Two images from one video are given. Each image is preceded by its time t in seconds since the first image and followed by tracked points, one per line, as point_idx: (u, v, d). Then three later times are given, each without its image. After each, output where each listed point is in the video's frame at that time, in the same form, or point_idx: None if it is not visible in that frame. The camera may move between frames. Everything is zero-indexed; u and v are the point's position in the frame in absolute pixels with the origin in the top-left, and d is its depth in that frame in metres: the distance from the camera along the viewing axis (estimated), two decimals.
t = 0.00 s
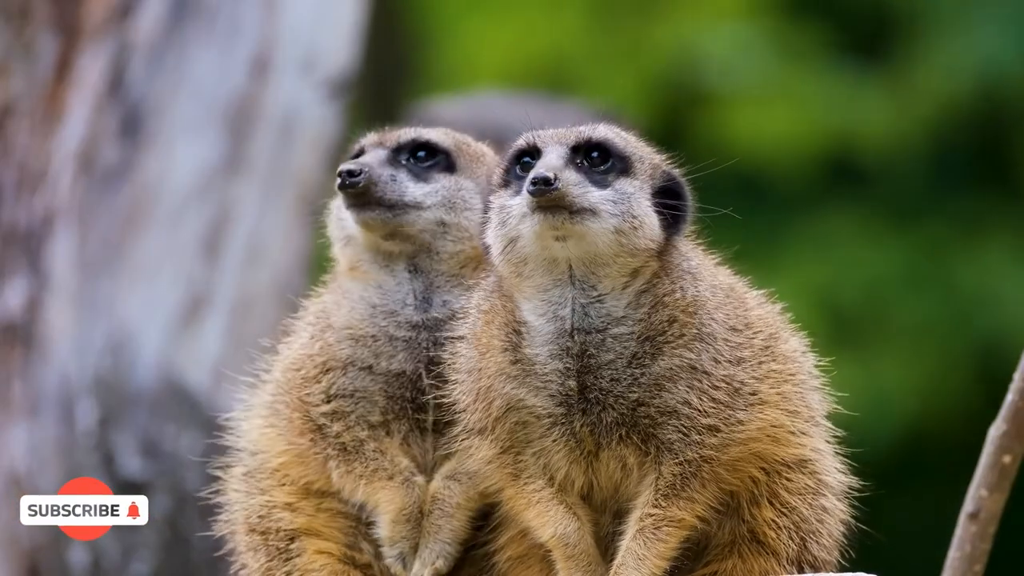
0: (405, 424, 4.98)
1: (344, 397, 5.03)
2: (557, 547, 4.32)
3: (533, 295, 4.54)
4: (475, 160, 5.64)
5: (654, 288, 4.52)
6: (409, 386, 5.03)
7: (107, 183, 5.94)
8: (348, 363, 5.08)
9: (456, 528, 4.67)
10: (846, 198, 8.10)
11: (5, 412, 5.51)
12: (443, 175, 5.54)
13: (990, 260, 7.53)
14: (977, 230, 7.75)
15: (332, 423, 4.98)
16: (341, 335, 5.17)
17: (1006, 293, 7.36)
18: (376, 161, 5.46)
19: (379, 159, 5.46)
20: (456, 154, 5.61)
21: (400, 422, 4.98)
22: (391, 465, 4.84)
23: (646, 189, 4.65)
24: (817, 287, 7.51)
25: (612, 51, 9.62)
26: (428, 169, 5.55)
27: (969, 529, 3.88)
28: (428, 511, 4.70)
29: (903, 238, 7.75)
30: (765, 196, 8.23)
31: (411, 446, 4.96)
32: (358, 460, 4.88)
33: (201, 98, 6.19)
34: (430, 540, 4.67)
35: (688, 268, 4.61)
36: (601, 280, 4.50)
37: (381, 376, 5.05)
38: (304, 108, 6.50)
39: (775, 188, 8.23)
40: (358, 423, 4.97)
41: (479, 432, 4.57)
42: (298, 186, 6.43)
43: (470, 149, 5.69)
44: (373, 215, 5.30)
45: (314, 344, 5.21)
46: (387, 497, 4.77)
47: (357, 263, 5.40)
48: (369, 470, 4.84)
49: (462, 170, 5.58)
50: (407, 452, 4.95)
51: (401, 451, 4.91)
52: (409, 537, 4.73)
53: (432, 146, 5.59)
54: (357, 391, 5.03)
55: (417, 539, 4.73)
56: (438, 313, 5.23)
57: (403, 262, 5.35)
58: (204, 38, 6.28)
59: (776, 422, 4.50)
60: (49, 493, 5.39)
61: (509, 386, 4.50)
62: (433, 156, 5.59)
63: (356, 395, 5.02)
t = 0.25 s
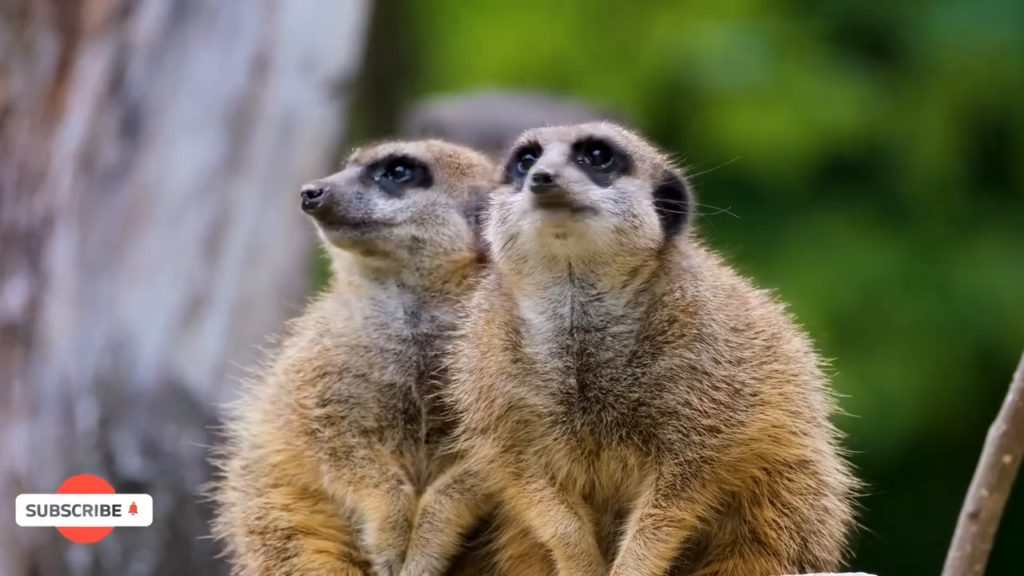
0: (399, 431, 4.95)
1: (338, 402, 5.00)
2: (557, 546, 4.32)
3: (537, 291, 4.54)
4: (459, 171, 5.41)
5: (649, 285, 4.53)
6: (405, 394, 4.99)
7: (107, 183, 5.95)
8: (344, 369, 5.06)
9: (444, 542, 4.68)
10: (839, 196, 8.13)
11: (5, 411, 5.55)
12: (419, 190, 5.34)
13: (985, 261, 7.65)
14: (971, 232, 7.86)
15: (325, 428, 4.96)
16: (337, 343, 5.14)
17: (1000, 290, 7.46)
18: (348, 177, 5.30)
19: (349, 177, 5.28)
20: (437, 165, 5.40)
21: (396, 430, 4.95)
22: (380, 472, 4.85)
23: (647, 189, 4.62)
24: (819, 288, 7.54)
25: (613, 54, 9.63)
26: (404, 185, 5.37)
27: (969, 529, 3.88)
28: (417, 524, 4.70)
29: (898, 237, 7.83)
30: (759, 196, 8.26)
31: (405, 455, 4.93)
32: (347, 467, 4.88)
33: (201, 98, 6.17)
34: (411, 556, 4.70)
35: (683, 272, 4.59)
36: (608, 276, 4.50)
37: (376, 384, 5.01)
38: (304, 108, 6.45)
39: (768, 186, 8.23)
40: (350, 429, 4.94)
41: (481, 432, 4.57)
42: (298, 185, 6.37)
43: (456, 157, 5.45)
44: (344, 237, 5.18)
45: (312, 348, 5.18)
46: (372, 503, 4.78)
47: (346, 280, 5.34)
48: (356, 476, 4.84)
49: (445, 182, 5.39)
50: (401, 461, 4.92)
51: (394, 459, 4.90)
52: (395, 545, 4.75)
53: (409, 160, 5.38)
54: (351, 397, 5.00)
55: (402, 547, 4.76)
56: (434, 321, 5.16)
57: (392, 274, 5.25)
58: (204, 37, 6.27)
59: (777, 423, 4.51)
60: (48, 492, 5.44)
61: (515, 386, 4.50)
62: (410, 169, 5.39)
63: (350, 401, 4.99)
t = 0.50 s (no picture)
0: (384, 428, 4.91)
1: (325, 402, 4.97)
2: (552, 533, 4.23)
3: (585, 291, 4.37)
4: (432, 162, 5.38)
5: (665, 299, 4.41)
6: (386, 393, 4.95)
7: (107, 182, 5.97)
8: (331, 368, 5.03)
9: (429, 542, 4.59)
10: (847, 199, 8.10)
11: (5, 411, 5.55)
12: (387, 184, 5.31)
13: (995, 261, 7.52)
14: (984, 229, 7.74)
15: (313, 429, 4.93)
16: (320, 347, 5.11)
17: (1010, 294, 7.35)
18: (317, 175, 5.24)
19: (318, 176, 5.22)
20: (406, 158, 5.37)
21: (380, 427, 4.91)
22: (370, 472, 4.79)
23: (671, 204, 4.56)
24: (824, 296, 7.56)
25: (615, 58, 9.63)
26: (374, 179, 5.32)
27: (969, 529, 3.88)
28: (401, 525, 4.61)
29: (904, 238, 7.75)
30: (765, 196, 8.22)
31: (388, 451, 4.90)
32: (336, 467, 4.83)
33: (201, 98, 6.18)
34: (408, 557, 4.61)
35: (681, 279, 4.53)
36: (639, 289, 4.37)
37: (356, 383, 4.97)
38: (304, 108, 6.41)
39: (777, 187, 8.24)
40: (339, 429, 4.91)
41: (464, 425, 4.43)
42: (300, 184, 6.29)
43: (427, 147, 5.43)
44: (313, 234, 5.12)
45: (299, 352, 5.16)
46: (360, 505, 4.71)
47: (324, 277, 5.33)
48: (343, 478, 4.79)
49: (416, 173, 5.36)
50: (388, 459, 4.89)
51: (382, 459, 4.85)
52: (386, 545, 4.67)
53: (378, 154, 5.34)
54: (337, 396, 4.96)
55: (393, 548, 4.67)
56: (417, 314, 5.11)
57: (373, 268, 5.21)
58: (204, 37, 6.29)
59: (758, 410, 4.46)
60: (48, 493, 5.41)
61: (510, 367, 4.35)
62: (379, 163, 5.35)
63: (336, 399, 4.95)
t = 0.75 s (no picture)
0: (380, 428, 4.92)
1: (320, 400, 4.99)
2: (556, 535, 4.23)
3: (594, 292, 4.35)
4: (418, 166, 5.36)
5: (673, 300, 4.39)
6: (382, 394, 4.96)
7: (106, 182, 5.98)
8: (325, 368, 5.04)
9: (429, 540, 4.58)
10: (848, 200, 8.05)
11: (5, 410, 5.66)
12: (371, 187, 5.29)
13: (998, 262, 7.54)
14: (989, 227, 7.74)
15: (307, 427, 4.95)
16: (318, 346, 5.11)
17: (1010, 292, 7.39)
18: (302, 179, 5.22)
19: (302, 181, 5.20)
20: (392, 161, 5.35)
21: (375, 427, 4.92)
22: (364, 469, 4.80)
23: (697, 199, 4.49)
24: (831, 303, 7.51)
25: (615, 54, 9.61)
26: (359, 183, 5.30)
27: (970, 528, 3.88)
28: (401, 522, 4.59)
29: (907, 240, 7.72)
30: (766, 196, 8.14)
31: (383, 450, 4.91)
32: (331, 465, 4.84)
33: (201, 99, 6.16)
34: (403, 552, 4.59)
35: (687, 281, 4.50)
36: (646, 292, 4.35)
37: (353, 383, 4.98)
38: (305, 106, 6.37)
39: (779, 197, 8.13)
40: (333, 427, 4.93)
41: (470, 426, 4.43)
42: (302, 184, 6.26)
43: (416, 149, 5.41)
44: (293, 238, 5.09)
45: (296, 352, 5.17)
46: (353, 500, 4.73)
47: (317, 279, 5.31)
48: (336, 475, 4.81)
49: (402, 176, 5.34)
50: (382, 459, 4.90)
51: (376, 458, 4.87)
52: (380, 540, 4.70)
53: (362, 157, 5.32)
54: (332, 396, 4.98)
55: (387, 543, 4.71)
56: (413, 316, 5.09)
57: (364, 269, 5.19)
58: (205, 37, 6.28)
59: (763, 412, 4.46)
60: (48, 492, 5.50)
61: (518, 369, 4.35)
62: (363, 167, 5.33)
63: (331, 400, 4.98)
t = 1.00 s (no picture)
0: (384, 427, 4.92)
1: (327, 398, 4.99)
2: (559, 535, 4.24)
3: (599, 291, 4.35)
4: (424, 162, 5.35)
5: (681, 295, 4.38)
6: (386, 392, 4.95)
7: (107, 180, 5.98)
8: (331, 364, 5.04)
9: (434, 540, 4.57)
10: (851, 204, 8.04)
11: (5, 408, 5.62)
12: (376, 185, 5.30)
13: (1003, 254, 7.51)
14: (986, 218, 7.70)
15: (310, 423, 4.96)
16: (325, 340, 5.11)
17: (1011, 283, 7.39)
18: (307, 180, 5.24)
19: (308, 180, 5.21)
20: (398, 158, 5.35)
21: (379, 425, 4.92)
22: (364, 466, 4.81)
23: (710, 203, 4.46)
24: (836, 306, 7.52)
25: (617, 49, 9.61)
26: (365, 181, 5.31)
27: (970, 527, 3.88)
28: (407, 521, 4.58)
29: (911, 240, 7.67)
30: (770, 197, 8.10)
31: (387, 450, 4.90)
32: (333, 462, 4.85)
33: (201, 98, 6.16)
34: (404, 551, 4.60)
35: (693, 281, 4.48)
36: (651, 291, 4.34)
37: (358, 380, 4.97)
38: (303, 107, 6.33)
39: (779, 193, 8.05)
40: (337, 424, 4.93)
41: (474, 424, 4.43)
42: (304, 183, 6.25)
43: (425, 147, 5.41)
44: (299, 238, 5.10)
45: (303, 346, 5.17)
46: (353, 496, 4.74)
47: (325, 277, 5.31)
48: (337, 472, 4.82)
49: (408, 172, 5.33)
50: (386, 458, 4.89)
51: (377, 456, 4.86)
52: (379, 538, 4.71)
53: (368, 155, 5.33)
54: (338, 393, 4.98)
55: (387, 539, 4.72)
56: (418, 314, 5.08)
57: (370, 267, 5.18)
58: (205, 36, 6.28)
59: (766, 413, 4.45)
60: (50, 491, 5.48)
61: (523, 367, 4.35)
62: (369, 165, 5.33)
63: (337, 397, 4.97)
